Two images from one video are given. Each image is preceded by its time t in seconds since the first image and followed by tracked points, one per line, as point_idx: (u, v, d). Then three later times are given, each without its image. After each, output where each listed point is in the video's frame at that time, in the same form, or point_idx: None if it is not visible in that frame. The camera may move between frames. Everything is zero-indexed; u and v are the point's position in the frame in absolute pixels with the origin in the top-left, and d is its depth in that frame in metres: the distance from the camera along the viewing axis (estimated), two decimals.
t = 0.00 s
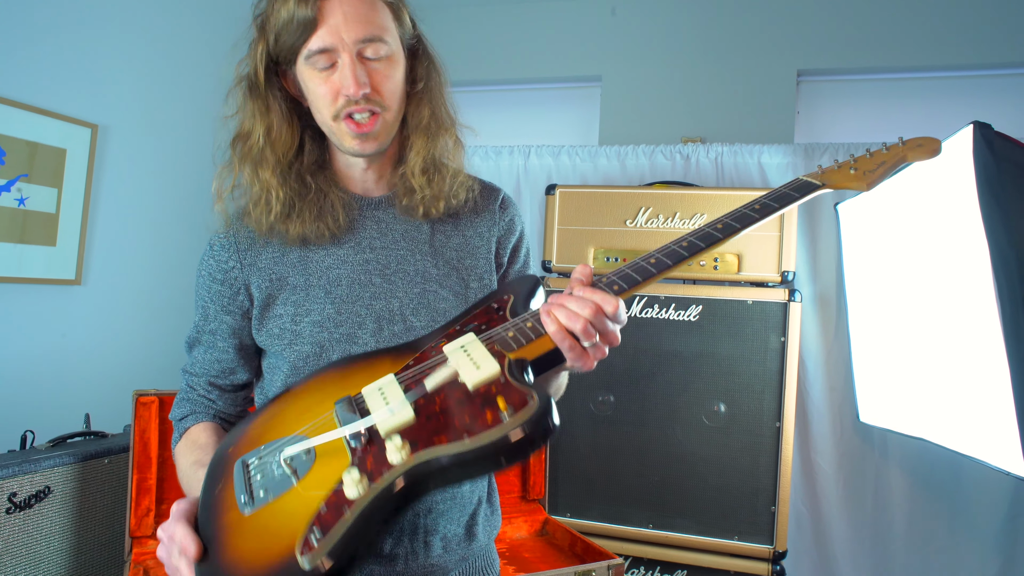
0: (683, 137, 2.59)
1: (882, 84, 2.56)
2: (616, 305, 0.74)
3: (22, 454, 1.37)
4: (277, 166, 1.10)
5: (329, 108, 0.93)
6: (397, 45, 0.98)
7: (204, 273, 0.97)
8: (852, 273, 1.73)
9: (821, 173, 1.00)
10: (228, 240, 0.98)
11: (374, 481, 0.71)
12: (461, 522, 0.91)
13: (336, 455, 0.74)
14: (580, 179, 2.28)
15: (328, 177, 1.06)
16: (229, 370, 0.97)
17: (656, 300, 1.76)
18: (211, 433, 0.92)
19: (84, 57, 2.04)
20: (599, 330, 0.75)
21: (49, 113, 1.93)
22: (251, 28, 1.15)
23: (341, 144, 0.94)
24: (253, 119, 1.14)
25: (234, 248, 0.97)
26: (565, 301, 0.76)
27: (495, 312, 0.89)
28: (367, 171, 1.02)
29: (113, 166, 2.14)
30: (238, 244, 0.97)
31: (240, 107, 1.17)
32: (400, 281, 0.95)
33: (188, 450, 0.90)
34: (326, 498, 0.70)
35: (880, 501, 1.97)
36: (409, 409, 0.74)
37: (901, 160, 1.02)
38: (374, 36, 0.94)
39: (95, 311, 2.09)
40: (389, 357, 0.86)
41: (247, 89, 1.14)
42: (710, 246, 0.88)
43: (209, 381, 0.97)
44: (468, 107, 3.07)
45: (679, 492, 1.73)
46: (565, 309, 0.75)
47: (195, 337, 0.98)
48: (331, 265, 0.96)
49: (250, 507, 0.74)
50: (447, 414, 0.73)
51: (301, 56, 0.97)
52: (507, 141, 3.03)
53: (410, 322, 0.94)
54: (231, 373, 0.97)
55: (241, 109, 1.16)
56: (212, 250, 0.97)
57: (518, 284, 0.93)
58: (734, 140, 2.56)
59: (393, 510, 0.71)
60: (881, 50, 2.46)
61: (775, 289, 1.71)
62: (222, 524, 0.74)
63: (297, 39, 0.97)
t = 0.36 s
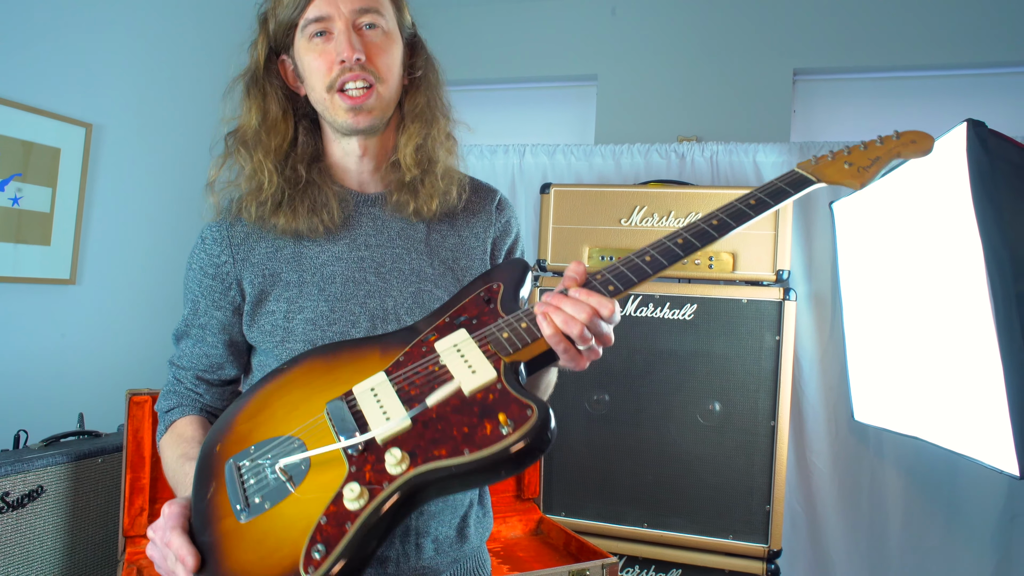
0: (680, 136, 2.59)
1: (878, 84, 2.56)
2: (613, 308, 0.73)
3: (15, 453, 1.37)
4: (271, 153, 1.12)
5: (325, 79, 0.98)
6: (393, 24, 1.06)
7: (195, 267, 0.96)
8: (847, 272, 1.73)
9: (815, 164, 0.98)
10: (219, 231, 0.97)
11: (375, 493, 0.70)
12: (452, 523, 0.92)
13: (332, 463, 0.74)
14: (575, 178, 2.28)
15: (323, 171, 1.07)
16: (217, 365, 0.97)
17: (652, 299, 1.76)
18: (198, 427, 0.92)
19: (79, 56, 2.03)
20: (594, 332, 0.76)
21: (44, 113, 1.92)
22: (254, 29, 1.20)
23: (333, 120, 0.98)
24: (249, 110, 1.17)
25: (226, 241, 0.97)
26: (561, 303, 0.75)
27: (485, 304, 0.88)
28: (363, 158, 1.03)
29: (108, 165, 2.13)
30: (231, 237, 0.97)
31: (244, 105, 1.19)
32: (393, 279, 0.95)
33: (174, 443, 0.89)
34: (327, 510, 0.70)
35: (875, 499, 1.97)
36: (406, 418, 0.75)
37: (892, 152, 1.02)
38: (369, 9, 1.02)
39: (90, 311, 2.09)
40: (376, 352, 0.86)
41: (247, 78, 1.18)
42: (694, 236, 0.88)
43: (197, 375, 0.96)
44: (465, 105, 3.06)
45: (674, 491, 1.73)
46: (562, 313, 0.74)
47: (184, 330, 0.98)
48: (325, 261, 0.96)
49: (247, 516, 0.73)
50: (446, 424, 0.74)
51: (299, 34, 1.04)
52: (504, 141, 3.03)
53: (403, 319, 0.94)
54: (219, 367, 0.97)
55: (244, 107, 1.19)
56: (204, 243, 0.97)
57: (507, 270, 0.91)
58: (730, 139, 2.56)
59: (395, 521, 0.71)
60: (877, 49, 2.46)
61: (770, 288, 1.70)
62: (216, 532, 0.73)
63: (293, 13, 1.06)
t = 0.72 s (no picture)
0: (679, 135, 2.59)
1: (878, 82, 2.56)
2: (614, 291, 0.74)
3: (13, 452, 1.38)
4: (265, 148, 1.13)
5: (316, 86, 0.99)
6: (384, 29, 1.06)
7: (192, 267, 0.98)
8: (844, 272, 1.73)
9: (822, 155, 1.01)
10: (216, 231, 0.99)
11: (367, 474, 0.70)
12: (448, 523, 0.92)
13: (324, 445, 0.74)
14: (573, 177, 2.28)
15: (315, 171, 1.07)
16: (217, 366, 0.96)
17: (649, 297, 1.76)
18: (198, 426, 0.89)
19: (78, 56, 2.04)
20: (595, 315, 0.76)
21: (42, 111, 1.93)
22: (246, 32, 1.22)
23: (324, 124, 0.99)
24: (241, 108, 1.18)
25: (221, 243, 0.98)
26: (561, 285, 0.76)
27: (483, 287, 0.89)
28: (353, 161, 1.04)
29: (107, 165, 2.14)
30: (225, 238, 0.98)
31: (237, 101, 1.20)
32: (386, 276, 0.96)
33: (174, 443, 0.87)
34: (315, 489, 0.70)
35: (873, 499, 1.97)
36: (400, 396, 0.75)
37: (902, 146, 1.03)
38: (361, 15, 1.02)
39: (90, 310, 2.09)
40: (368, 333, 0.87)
41: (238, 78, 1.18)
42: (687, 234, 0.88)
43: (196, 376, 0.95)
44: (464, 105, 3.06)
45: (670, 491, 1.73)
46: (562, 293, 0.75)
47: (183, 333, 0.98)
48: (318, 260, 0.97)
49: (231, 494, 0.73)
50: (442, 405, 0.74)
51: (289, 39, 1.04)
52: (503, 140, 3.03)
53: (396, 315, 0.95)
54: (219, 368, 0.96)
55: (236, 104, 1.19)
56: (200, 246, 0.98)
57: (507, 254, 0.92)
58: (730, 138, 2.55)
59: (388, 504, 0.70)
60: (877, 48, 2.46)
61: (767, 287, 1.70)
62: (199, 510, 0.73)
63: (285, 18, 1.05)
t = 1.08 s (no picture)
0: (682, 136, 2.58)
1: (882, 82, 2.55)
2: (602, 298, 0.73)
3: (18, 451, 1.39)
4: (255, 162, 1.14)
5: (313, 87, 0.99)
6: (375, 27, 1.07)
7: (194, 271, 0.98)
8: (846, 272, 1.72)
9: (813, 152, 1.05)
10: (217, 237, 0.99)
11: (363, 485, 0.71)
12: (449, 522, 0.92)
13: (322, 457, 0.75)
14: (575, 177, 2.28)
15: (314, 173, 1.08)
16: (222, 369, 0.99)
17: (650, 298, 1.76)
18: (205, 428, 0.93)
19: (84, 59, 2.06)
20: (584, 322, 0.76)
21: (48, 113, 1.94)
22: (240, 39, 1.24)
23: (321, 124, 0.99)
24: (237, 119, 1.21)
25: (222, 246, 0.98)
26: (550, 295, 0.75)
27: (477, 297, 0.89)
28: (354, 167, 1.04)
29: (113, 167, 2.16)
30: (226, 242, 0.99)
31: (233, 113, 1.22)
32: (386, 278, 0.96)
33: (183, 446, 0.91)
34: (315, 502, 0.71)
35: (875, 499, 1.97)
36: (395, 410, 0.76)
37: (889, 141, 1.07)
38: (352, 13, 1.03)
39: (96, 310, 2.11)
40: (368, 348, 0.88)
41: (235, 88, 1.22)
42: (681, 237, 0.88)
43: (202, 379, 0.98)
44: (468, 105, 3.06)
45: (672, 491, 1.73)
46: (550, 304, 0.74)
47: (188, 336, 1.00)
48: (318, 262, 0.97)
49: (236, 510, 0.74)
50: (434, 418, 0.75)
51: (284, 42, 1.06)
52: (506, 140, 3.04)
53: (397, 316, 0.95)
54: (224, 371, 0.98)
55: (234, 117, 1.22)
56: (201, 249, 0.98)
57: (501, 265, 0.92)
58: (733, 139, 2.55)
59: (385, 514, 0.71)
60: (880, 47, 2.45)
61: (769, 288, 1.70)
62: (205, 527, 0.74)
63: (278, 21, 1.08)
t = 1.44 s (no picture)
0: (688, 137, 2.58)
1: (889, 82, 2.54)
2: (587, 266, 0.75)
3: (25, 453, 1.40)
4: (265, 166, 1.15)
5: (319, 95, 1.00)
6: (377, 36, 1.09)
7: (202, 271, 1.00)
8: (850, 274, 1.71)
9: (788, 119, 1.02)
10: (225, 240, 1.01)
11: (360, 455, 0.72)
12: (455, 519, 0.92)
13: (320, 434, 0.77)
14: (580, 179, 2.28)
15: (321, 176, 1.09)
16: (227, 367, 0.99)
17: (654, 300, 1.76)
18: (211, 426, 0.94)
19: (93, 63, 2.08)
20: (570, 292, 0.77)
21: (57, 117, 1.96)
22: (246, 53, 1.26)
23: (329, 129, 1.00)
24: (244, 128, 1.21)
25: (231, 247, 1.00)
26: (534, 268, 0.76)
27: (468, 280, 0.89)
28: (360, 169, 1.05)
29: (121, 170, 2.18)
30: (234, 243, 1.00)
31: (239, 125, 1.23)
32: (391, 276, 0.97)
33: (189, 443, 0.91)
34: (313, 476, 0.72)
35: (881, 503, 1.96)
36: (390, 385, 0.77)
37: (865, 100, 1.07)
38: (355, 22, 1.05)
39: (104, 312, 2.13)
40: (363, 334, 0.88)
41: (241, 101, 1.23)
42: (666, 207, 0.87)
43: (208, 378, 0.99)
44: (474, 108, 3.07)
45: (676, 493, 1.72)
46: (535, 276, 0.75)
47: (195, 335, 1.00)
48: (324, 261, 0.98)
49: (241, 490, 0.76)
50: (429, 388, 0.75)
51: (289, 51, 1.08)
52: (512, 143, 3.04)
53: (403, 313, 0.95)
54: (229, 369, 0.99)
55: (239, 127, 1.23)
56: (210, 250, 1.00)
57: (491, 248, 0.92)
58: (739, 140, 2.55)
59: (385, 482, 0.72)
60: (887, 47, 2.44)
61: (773, 289, 1.70)
62: (213, 507, 0.77)
63: (284, 35, 1.09)
